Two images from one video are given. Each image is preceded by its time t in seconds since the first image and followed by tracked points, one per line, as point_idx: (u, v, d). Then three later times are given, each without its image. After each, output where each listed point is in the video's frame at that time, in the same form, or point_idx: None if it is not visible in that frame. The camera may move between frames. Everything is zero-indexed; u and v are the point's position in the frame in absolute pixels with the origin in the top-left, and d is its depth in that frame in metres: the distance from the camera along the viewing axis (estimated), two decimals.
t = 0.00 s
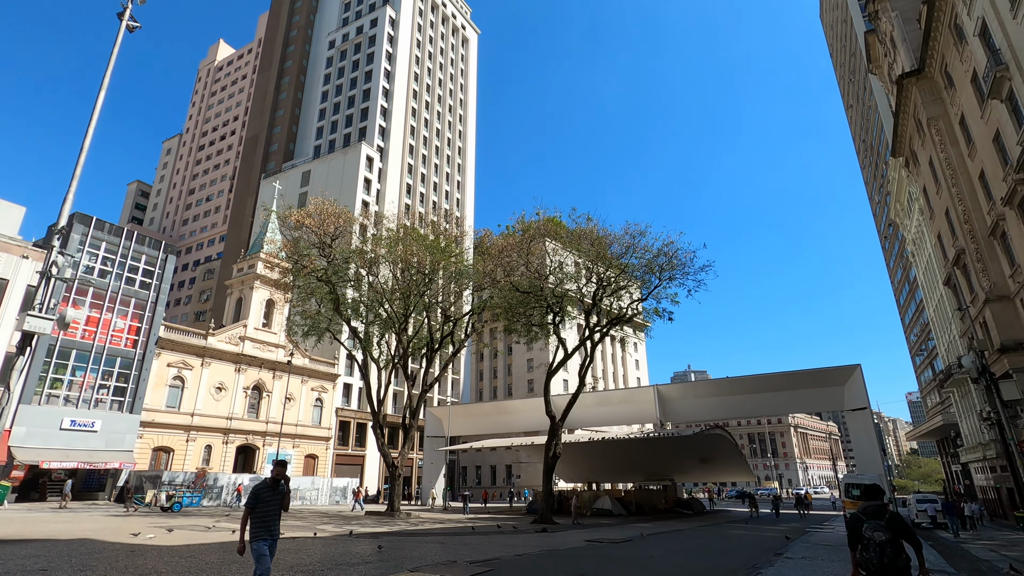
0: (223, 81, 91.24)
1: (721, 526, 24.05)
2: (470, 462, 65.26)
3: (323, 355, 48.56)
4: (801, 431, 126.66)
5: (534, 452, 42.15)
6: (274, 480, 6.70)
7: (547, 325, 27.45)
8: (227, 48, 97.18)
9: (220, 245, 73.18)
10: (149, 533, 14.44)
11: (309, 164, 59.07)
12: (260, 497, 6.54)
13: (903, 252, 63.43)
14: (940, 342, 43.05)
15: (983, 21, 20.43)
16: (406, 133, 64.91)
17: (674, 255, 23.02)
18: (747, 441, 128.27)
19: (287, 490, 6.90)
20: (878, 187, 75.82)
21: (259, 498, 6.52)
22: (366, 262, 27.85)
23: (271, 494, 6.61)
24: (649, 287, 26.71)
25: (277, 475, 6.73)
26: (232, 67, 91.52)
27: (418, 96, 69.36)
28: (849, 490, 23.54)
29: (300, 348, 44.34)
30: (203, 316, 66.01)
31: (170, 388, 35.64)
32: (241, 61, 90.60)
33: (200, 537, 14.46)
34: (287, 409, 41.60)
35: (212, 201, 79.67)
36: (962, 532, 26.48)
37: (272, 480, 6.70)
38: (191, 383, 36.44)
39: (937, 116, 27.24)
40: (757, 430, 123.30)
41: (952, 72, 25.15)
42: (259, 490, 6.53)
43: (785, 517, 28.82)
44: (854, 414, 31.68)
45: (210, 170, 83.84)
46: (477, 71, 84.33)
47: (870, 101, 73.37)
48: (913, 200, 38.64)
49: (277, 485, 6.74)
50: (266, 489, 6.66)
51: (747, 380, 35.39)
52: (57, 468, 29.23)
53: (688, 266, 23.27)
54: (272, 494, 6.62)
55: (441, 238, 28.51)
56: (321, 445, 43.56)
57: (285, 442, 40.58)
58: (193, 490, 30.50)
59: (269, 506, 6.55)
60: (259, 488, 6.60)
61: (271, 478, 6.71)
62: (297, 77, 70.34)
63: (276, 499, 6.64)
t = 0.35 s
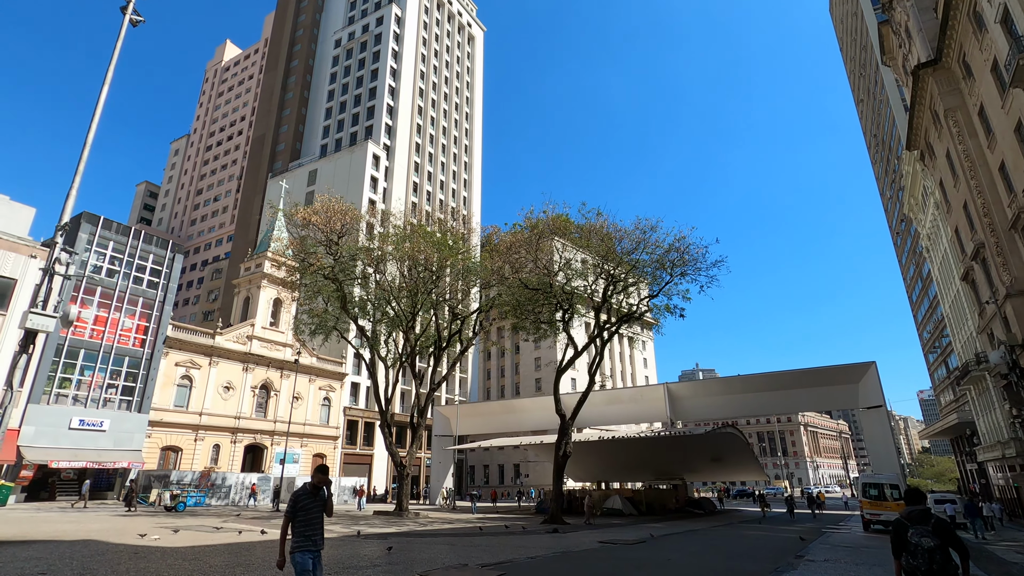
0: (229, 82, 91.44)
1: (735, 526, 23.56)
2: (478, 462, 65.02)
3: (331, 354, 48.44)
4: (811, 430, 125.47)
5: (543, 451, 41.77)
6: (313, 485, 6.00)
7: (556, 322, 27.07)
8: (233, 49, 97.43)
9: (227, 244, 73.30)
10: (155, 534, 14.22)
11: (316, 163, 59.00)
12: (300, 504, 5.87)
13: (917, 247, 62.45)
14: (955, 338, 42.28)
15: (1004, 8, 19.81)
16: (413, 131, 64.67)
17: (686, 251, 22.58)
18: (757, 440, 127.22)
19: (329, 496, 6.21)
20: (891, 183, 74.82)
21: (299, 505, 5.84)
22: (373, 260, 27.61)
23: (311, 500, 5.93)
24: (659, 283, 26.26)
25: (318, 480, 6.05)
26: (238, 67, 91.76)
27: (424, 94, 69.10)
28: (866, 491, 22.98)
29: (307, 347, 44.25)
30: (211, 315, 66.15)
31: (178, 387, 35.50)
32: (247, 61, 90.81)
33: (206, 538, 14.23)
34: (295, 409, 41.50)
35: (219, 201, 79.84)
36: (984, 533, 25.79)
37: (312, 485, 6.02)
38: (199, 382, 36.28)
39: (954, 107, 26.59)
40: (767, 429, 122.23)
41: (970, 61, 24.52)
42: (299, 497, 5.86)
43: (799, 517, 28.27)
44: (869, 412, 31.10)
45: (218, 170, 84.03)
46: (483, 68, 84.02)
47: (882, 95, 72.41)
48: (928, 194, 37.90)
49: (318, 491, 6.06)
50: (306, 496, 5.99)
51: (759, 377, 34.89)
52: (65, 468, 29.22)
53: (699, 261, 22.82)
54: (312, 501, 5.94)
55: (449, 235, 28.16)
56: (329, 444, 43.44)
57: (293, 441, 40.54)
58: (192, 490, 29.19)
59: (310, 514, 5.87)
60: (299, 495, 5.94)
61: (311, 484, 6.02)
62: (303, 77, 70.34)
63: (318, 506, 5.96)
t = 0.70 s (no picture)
0: (231, 81, 91.22)
1: (741, 527, 23.19)
2: (480, 461, 64.74)
3: (332, 352, 48.20)
4: (813, 430, 125.00)
5: (545, 451, 41.40)
6: (355, 483, 5.48)
7: (558, 320, 26.68)
8: (234, 48, 97.26)
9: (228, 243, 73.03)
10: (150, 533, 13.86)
11: (317, 161, 58.75)
12: (342, 504, 5.33)
13: (922, 246, 61.97)
14: (962, 337, 41.80)
15: None
16: (414, 129, 64.37)
17: (691, 246, 22.19)
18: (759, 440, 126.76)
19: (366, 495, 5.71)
20: (895, 181, 74.37)
21: (339, 503, 5.28)
22: (374, 257, 27.26)
23: (353, 500, 5.40)
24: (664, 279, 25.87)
25: (357, 478, 5.52)
26: (239, 66, 91.55)
27: (426, 91, 68.77)
28: (874, 491, 22.54)
29: (308, 345, 43.96)
30: (212, 314, 65.95)
31: (178, 385, 35.26)
32: (248, 60, 90.67)
33: (203, 537, 13.86)
34: (295, 407, 41.23)
35: (221, 200, 79.58)
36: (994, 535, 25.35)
37: (351, 483, 5.49)
38: (198, 381, 36.08)
39: (963, 102, 26.18)
40: (769, 429, 121.84)
41: (980, 54, 24.12)
42: (341, 497, 5.31)
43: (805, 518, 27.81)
44: (876, 411, 30.66)
45: (219, 169, 83.81)
46: (484, 67, 83.70)
47: (885, 94, 72.04)
48: (935, 190, 37.45)
49: (357, 489, 5.52)
50: (345, 495, 5.43)
51: (763, 376, 34.48)
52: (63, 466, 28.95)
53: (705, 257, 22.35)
54: (354, 500, 5.41)
55: (450, 231, 27.80)
56: (330, 443, 43.15)
57: (294, 440, 40.30)
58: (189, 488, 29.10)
59: (353, 516, 5.34)
60: (338, 493, 5.38)
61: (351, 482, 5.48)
62: (305, 75, 70.09)
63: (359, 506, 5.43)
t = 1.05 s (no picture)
0: (233, 81, 91.18)
1: (749, 529, 22.75)
2: (483, 462, 64.45)
3: (334, 352, 47.98)
4: (818, 431, 124.27)
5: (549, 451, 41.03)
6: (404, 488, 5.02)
7: (563, 319, 26.30)
8: (237, 48, 97.16)
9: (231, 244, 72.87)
10: (147, 536, 13.54)
11: (319, 161, 58.57)
12: (388, 512, 4.88)
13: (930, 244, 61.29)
14: (972, 336, 41.28)
15: None
16: (417, 129, 64.09)
17: (698, 244, 21.79)
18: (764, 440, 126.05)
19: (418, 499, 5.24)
20: (901, 179, 73.77)
21: (388, 510, 4.85)
22: (377, 255, 26.94)
23: (401, 506, 4.94)
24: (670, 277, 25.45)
25: (405, 483, 5.06)
26: (242, 66, 91.48)
27: (429, 91, 68.53)
28: (886, 492, 22.01)
29: (310, 345, 43.71)
30: (215, 314, 65.86)
31: (180, 386, 35.07)
32: (251, 61, 90.63)
33: (202, 540, 13.56)
34: (298, 408, 41.02)
35: (224, 200, 79.49)
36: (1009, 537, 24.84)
37: (400, 488, 5.04)
38: (200, 381, 35.88)
39: (975, 96, 25.73)
40: (774, 429, 121.13)
41: (992, 48, 23.68)
42: (390, 503, 4.88)
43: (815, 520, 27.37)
44: (886, 411, 30.19)
45: (222, 169, 83.71)
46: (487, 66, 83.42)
47: (891, 92, 71.52)
48: (945, 187, 36.95)
49: (404, 496, 5.09)
50: (393, 501, 4.98)
51: (771, 376, 34.01)
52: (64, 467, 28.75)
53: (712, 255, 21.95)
54: (402, 507, 4.96)
55: (454, 228, 27.44)
56: (333, 444, 42.93)
57: (297, 441, 40.07)
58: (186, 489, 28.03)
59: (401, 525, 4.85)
60: (387, 500, 4.93)
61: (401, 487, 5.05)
62: (307, 74, 69.89)
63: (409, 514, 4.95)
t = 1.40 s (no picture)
0: (240, 82, 91.43)
1: (764, 529, 22.28)
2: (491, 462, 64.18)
3: (341, 352, 47.85)
4: (828, 430, 123.07)
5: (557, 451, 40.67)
6: (476, 488, 4.50)
7: (571, 316, 25.93)
8: (243, 49, 97.42)
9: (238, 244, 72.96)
10: (153, 536, 13.32)
11: (325, 160, 58.53)
12: (462, 515, 4.34)
13: (943, 241, 60.35)
14: (988, 333, 40.56)
15: None
16: (423, 128, 63.88)
17: (709, 239, 21.35)
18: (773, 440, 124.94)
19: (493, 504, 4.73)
20: (913, 175, 72.84)
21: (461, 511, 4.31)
22: (384, 253, 26.68)
23: (473, 509, 4.41)
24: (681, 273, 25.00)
25: (476, 482, 4.54)
26: (249, 67, 91.70)
27: (434, 89, 68.36)
28: (904, 492, 21.50)
29: (317, 345, 43.60)
30: (223, 315, 65.94)
31: (187, 386, 34.99)
32: (258, 62, 90.80)
33: (207, 540, 13.32)
34: (304, 407, 40.91)
35: (231, 201, 79.63)
36: None
37: (471, 488, 4.51)
38: (207, 381, 35.79)
39: (992, 87, 25.11)
40: (783, 429, 120.03)
41: (1010, 37, 23.11)
42: (462, 505, 4.34)
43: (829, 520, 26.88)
44: (901, 409, 29.63)
45: (228, 170, 83.91)
46: (493, 64, 83.12)
47: (901, 86, 70.64)
48: (959, 181, 36.27)
49: (476, 495, 4.55)
50: (463, 501, 4.44)
51: (783, 374, 33.49)
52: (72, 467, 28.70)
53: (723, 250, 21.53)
54: (475, 508, 4.42)
55: (461, 226, 27.13)
56: (340, 444, 42.79)
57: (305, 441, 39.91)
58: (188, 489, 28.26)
59: (475, 530, 4.32)
60: (456, 501, 4.40)
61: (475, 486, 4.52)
62: (313, 75, 69.88)
63: (482, 519, 4.42)
